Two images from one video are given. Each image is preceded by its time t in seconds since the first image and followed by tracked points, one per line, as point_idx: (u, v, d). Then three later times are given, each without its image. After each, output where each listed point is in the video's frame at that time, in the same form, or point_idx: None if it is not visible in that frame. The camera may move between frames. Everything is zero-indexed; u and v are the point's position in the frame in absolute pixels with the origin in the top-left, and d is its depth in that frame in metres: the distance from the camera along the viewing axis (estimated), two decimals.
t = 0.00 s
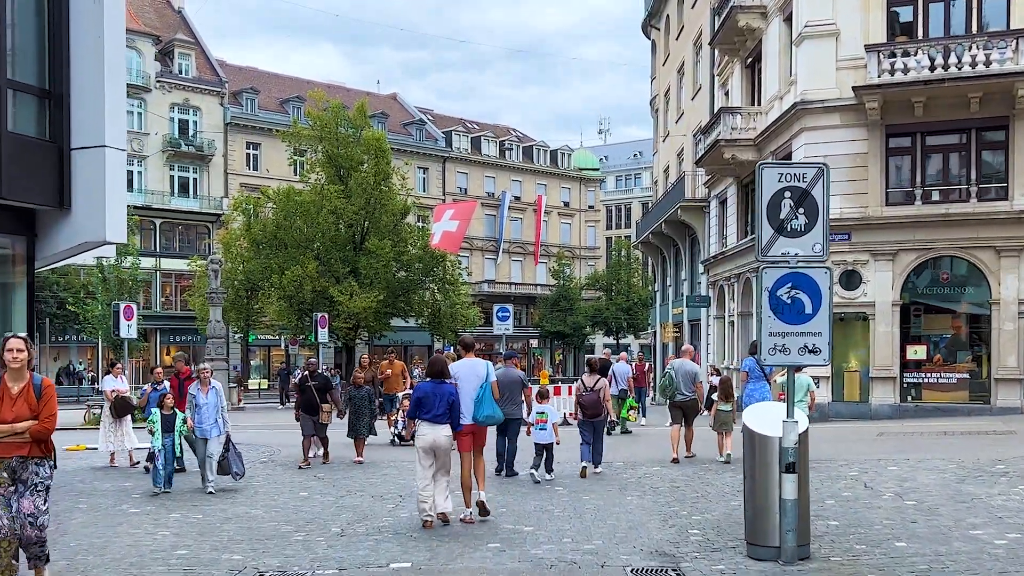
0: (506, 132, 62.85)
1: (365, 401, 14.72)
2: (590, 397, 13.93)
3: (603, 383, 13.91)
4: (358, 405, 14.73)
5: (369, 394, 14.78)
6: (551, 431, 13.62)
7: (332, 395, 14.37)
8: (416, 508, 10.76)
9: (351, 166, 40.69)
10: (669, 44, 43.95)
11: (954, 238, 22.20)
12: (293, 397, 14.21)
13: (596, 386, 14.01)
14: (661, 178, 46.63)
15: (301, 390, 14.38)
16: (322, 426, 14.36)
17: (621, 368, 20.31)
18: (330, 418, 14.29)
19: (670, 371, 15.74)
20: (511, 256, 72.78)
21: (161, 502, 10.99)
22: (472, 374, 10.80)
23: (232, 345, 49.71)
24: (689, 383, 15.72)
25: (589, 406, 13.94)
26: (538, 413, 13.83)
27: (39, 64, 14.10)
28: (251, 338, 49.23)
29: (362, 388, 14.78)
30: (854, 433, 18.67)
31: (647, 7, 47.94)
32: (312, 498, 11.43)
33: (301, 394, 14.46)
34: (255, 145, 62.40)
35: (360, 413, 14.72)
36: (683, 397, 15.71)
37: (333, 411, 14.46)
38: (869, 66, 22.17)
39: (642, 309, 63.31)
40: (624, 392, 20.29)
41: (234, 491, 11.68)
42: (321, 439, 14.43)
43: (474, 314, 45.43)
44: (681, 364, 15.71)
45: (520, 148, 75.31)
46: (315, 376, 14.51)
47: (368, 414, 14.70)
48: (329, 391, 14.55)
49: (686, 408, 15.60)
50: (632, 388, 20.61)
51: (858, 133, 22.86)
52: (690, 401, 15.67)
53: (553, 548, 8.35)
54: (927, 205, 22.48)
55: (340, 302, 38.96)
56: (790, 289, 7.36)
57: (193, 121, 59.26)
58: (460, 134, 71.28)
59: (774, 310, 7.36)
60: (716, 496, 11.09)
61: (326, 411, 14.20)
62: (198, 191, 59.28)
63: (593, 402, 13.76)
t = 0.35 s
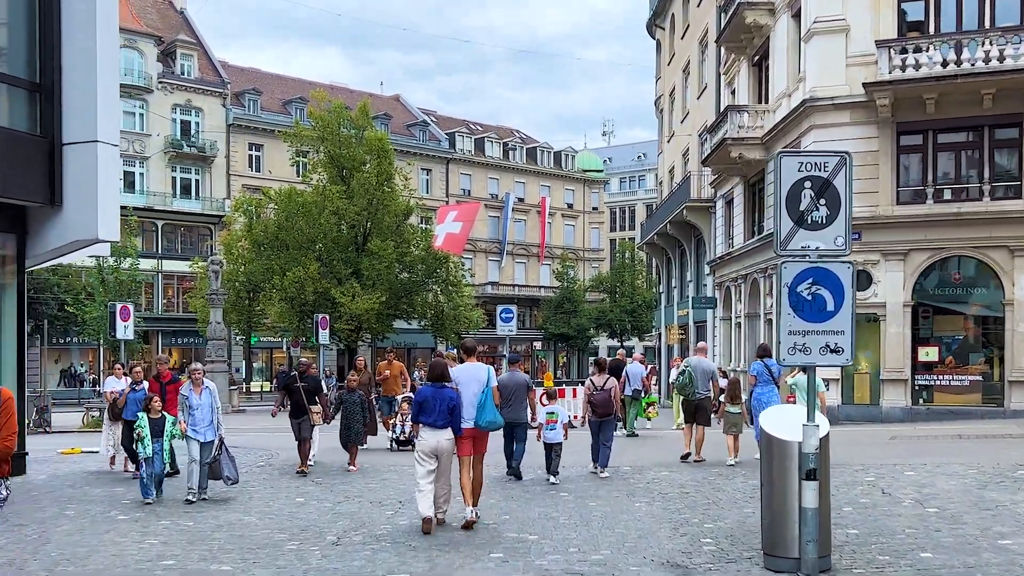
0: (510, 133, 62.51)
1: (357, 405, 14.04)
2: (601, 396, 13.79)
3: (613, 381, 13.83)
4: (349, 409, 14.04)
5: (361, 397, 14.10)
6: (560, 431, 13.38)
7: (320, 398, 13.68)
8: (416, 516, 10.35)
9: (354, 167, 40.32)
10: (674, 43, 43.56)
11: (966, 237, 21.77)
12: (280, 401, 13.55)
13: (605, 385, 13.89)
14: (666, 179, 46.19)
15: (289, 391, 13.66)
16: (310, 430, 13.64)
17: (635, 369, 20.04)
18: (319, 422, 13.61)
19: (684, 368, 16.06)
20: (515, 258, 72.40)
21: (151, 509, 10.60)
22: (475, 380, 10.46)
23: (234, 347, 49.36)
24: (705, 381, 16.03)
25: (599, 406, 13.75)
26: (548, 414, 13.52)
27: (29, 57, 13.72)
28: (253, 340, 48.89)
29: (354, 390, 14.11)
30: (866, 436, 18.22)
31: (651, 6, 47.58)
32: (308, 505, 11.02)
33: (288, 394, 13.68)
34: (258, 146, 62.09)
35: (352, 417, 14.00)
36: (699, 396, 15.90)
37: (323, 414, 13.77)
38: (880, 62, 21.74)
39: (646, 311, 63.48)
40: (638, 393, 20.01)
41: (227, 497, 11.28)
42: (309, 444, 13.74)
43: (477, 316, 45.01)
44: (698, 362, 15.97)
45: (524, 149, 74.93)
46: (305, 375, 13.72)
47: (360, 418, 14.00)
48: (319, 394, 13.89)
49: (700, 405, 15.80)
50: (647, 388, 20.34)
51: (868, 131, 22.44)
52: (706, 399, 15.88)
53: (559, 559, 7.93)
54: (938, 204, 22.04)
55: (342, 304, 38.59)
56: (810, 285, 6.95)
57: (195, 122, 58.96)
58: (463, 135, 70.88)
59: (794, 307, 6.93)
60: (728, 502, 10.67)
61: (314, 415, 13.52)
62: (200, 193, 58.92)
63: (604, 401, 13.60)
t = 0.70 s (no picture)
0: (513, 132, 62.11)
1: (346, 410, 13.38)
2: (607, 396, 13.81)
3: (619, 382, 13.82)
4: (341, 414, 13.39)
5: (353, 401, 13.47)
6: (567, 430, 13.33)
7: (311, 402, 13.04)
8: (416, 523, 9.91)
9: (356, 166, 39.86)
10: (679, 41, 43.11)
11: (980, 235, 21.31)
12: (270, 404, 12.90)
13: (612, 385, 13.91)
14: (670, 177, 45.75)
15: (279, 394, 13.00)
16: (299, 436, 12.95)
17: (649, 371, 19.72)
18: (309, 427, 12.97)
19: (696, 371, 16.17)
20: (518, 258, 71.97)
21: (141, 515, 10.19)
22: (479, 376, 10.14)
23: (236, 348, 49.03)
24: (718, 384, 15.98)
25: (604, 407, 13.77)
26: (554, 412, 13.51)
27: (19, 49, 13.31)
28: (255, 341, 48.56)
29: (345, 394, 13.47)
30: (878, 439, 17.79)
31: (656, 4, 47.17)
32: (305, 511, 10.61)
33: (277, 399, 13.02)
34: (260, 146, 61.74)
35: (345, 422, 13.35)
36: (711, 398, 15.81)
37: (313, 419, 13.13)
38: (892, 57, 21.30)
39: (650, 311, 62.81)
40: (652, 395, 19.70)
41: (221, 503, 10.86)
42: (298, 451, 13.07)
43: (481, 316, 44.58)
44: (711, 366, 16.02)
45: (527, 150, 74.54)
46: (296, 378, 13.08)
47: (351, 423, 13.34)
48: (310, 397, 13.27)
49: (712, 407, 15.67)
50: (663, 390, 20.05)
51: (880, 127, 21.99)
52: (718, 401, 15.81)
53: (568, 570, 7.49)
54: (951, 202, 21.59)
55: (343, 304, 38.21)
56: (836, 279, 6.53)
57: (197, 122, 58.63)
58: (466, 135, 70.48)
59: (819, 303, 6.51)
60: (742, 508, 10.23)
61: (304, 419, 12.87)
62: (201, 193, 58.53)
63: (610, 402, 13.65)
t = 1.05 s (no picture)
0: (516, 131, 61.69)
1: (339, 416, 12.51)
2: (617, 399, 13.49)
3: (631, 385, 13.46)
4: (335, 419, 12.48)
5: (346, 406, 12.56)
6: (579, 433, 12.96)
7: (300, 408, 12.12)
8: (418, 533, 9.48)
9: (357, 165, 39.38)
10: (685, 39, 42.65)
11: (994, 234, 20.84)
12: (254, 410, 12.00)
13: (623, 388, 13.56)
14: (675, 176, 45.35)
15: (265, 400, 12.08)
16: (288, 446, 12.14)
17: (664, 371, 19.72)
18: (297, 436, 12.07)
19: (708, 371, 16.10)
20: (522, 259, 71.53)
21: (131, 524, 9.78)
22: (487, 382, 10.23)
23: (237, 348, 48.67)
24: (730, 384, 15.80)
25: (614, 409, 13.50)
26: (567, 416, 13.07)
27: (8, 40, 12.88)
28: (256, 341, 48.19)
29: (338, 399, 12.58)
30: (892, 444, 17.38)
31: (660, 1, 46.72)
32: (303, 520, 10.19)
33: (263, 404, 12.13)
34: (262, 145, 61.36)
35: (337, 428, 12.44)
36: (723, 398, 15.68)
37: (302, 426, 12.24)
38: (904, 51, 20.85)
39: (654, 312, 61.70)
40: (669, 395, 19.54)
41: (216, 513, 10.46)
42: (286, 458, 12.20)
43: (484, 317, 44.19)
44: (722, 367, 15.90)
45: (530, 149, 74.11)
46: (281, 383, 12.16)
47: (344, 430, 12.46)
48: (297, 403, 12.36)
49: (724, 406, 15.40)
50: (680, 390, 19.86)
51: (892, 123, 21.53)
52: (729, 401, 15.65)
53: None
54: (965, 199, 21.12)
55: (345, 304, 37.81)
56: (867, 276, 6.11)
57: (198, 121, 58.27)
58: (469, 134, 70.08)
59: (849, 302, 6.08)
60: (759, 517, 9.80)
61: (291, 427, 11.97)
62: (202, 192, 58.13)
63: (619, 405, 13.36)
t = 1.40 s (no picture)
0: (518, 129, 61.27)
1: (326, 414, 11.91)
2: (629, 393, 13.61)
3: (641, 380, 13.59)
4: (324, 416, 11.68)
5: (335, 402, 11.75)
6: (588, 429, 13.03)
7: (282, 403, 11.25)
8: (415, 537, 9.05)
9: (358, 162, 38.95)
10: (688, 34, 42.21)
11: (1007, 229, 20.38)
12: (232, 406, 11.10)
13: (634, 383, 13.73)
14: (678, 174, 44.93)
15: (243, 394, 11.19)
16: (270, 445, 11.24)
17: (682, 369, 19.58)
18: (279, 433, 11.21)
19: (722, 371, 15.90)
20: (523, 258, 71.15)
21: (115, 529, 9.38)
22: (488, 376, 10.27)
23: (237, 348, 48.31)
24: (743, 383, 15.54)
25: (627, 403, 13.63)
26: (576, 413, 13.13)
27: None
28: (256, 340, 47.80)
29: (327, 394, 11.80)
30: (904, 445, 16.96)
31: None
32: (295, 524, 9.77)
33: (243, 400, 11.23)
34: (262, 143, 60.98)
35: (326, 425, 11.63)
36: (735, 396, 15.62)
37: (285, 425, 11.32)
38: (915, 43, 20.41)
39: (657, 311, 60.85)
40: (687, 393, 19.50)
41: (207, 517, 10.06)
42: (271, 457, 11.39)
43: (485, 316, 43.81)
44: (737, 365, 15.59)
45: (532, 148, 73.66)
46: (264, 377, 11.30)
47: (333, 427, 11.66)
48: (280, 398, 11.48)
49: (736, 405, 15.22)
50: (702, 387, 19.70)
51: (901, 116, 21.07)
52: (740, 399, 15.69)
53: None
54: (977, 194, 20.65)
55: (345, 302, 37.41)
56: (895, 264, 5.69)
57: (198, 119, 57.92)
58: (471, 133, 69.67)
59: (877, 293, 5.66)
60: (772, 520, 9.40)
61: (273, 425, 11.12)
62: (203, 190, 57.75)
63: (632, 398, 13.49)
